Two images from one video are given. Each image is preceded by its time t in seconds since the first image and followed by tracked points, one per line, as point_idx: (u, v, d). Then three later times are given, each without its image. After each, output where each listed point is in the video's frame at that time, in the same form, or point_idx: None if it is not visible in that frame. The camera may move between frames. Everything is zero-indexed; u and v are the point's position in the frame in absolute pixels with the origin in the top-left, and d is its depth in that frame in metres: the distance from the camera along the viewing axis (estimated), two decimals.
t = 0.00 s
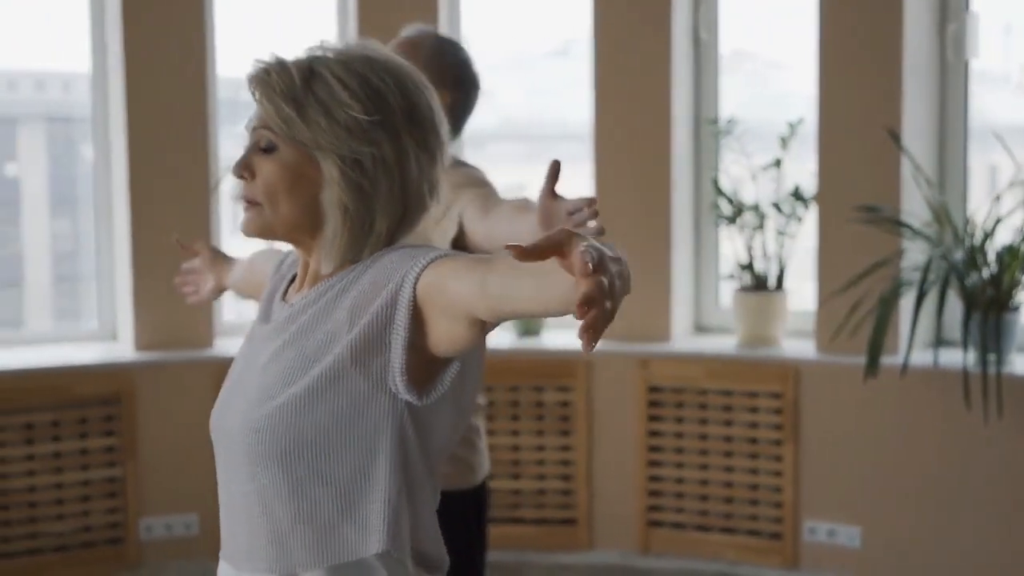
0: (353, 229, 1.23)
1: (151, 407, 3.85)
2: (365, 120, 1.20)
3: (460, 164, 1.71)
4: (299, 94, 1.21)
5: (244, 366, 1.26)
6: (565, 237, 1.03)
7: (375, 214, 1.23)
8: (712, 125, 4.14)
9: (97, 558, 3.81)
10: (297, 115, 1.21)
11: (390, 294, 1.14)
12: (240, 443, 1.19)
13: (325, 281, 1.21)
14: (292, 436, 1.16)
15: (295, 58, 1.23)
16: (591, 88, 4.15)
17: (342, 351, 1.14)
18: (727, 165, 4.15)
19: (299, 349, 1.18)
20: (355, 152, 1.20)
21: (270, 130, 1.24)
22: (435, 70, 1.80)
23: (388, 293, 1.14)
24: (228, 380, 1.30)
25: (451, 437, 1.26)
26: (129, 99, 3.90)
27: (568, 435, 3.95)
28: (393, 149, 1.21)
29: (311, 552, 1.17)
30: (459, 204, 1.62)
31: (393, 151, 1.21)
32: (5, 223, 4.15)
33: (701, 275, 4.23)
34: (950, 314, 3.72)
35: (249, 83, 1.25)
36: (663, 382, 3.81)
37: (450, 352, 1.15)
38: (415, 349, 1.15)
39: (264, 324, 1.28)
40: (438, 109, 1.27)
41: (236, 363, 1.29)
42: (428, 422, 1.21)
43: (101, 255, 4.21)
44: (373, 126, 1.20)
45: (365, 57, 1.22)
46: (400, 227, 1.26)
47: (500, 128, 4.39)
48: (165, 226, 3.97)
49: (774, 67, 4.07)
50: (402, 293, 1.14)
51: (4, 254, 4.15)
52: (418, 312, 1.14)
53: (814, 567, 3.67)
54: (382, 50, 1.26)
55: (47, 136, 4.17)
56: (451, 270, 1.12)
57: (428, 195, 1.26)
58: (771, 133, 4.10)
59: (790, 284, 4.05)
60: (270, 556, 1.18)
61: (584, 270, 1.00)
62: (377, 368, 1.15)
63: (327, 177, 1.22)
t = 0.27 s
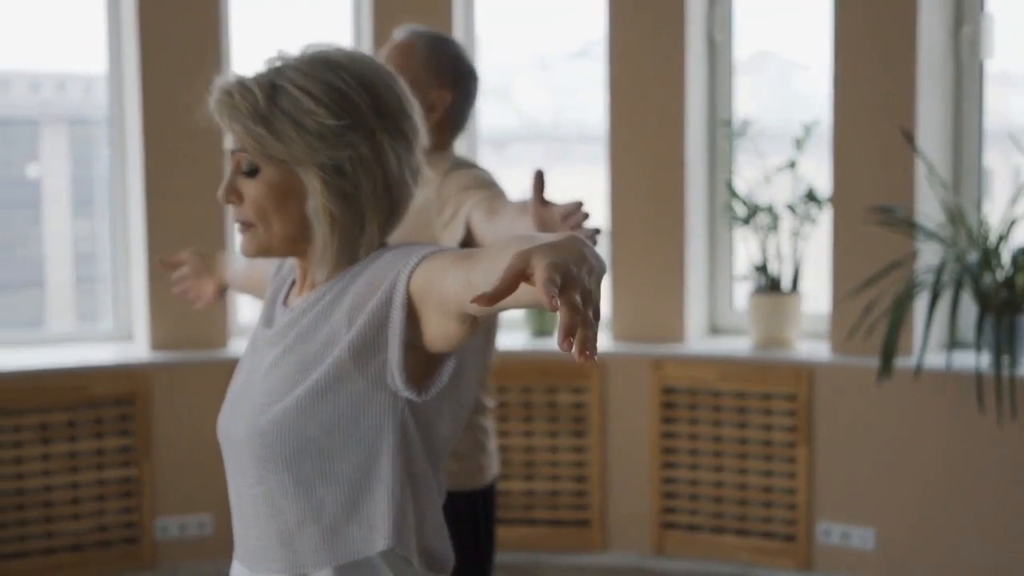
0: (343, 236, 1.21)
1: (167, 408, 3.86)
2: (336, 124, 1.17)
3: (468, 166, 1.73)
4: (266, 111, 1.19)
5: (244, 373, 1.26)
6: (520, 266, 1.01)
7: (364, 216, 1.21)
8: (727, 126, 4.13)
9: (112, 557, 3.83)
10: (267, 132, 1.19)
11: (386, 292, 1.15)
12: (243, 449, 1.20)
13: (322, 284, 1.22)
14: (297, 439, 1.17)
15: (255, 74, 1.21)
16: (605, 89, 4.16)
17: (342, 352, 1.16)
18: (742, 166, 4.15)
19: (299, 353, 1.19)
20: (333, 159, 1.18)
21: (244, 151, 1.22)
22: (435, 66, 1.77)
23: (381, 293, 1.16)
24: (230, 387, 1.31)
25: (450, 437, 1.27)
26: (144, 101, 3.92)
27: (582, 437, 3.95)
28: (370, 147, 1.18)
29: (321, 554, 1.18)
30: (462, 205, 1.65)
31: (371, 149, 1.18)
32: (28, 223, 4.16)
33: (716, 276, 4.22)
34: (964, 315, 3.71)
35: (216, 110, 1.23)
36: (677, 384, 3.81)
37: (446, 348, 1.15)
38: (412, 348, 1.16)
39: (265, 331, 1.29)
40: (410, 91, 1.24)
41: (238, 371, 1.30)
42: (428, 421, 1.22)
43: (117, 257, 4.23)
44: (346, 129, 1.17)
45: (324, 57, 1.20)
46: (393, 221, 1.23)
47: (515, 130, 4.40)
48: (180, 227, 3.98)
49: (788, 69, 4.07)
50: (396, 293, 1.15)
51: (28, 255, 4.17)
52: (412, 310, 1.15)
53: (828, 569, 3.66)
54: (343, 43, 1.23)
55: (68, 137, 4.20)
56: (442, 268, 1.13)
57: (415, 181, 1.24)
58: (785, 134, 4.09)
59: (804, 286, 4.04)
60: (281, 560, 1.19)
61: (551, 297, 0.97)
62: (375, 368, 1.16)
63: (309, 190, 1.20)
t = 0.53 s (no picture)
0: (333, 238, 1.25)
1: (184, 404, 3.88)
2: (307, 131, 1.20)
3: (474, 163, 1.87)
4: (237, 131, 1.22)
5: (251, 372, 1.30)
6: (498, 295, 1.01)
7: (352, 213, 1.25)
8: (743, 124, 4.14)
9: (130, 553, 3.85)
10: (242, 151, 1.22)
11: (381, 290, 1.18)
12: (251, 447, 1.24)
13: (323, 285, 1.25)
14: (303, 437, 1.20)
15: (217, 97, 1.24)
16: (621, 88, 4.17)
17: (341, 351, 1.19)
18: (758, 165, 4.15)
19: (303, 352, 1.23)
20: (310, 167, 1.21)
21: (224, 173, 1.25)
22: (429, 64, 1.93)
23: (376, 291, 1.19)
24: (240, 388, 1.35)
25: (452, 430, 1.30)
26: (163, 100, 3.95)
27: (598, 435, 3.96)
28: (345, 148, 1.22)
29: (328, 549, 1.21)
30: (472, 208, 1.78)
31: (345, 148, 1.22)
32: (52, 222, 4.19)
33: (732, 276, 4.22)
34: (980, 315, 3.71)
35: (189, 140, 1.26)
36: (692, 381, 3.82)
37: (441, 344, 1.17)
38: (408, 343, 1.18)
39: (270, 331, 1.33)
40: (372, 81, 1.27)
41: (245, 372, 1.33)
42: (429, 416, 1.25)
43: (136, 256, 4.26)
44: (318, 137, 1.20)
45: (281, 67, 1.23)
46: (381, 213, 1.28)
47: (532, 130, 4.41)
48: (198, 225, 4.00)
49: (804, 67, 4.07)
50: (390, 290, 1.17)
51: (58, 254, 4.19)
52: (407, 307, 1.17)
53: (844, 567, 3.66)
54: (296, 48, 1.26)
55: (96, 135, 4.22)
56: (433, 265, 1.15)
57: (394, 169, 1.28)
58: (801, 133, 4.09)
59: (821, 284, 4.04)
60: (290, 555, 1.22)
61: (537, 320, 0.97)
62: (374, 365, 1.19)
63: (292, 200, 1.23)
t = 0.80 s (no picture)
0: (320, 246, 1.22)
1: (201, 401, 3.91)
2: (282, 141, 1.17)
3: (485, 162, 1.90)
4: (213, 149, 1.18)
5: (253, 371, 1.30)
6: (493, 321, 1.00)
7: (338, 219, 1.22)
8: (760, 123, 4.13)
9: (148, 549, 3.87)
10: (219, 169, 1.18)
11: (376, 291, 1.17)
12: (255, 449, 1.24)
13: (319, 286, 1.25)
14: (305, 440, 1.20)
15: (189, 116, 1.20)
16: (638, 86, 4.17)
17: (339, 354, 1.18)
18: (775, 164, 4.15)
19: (304, 354, 1.22)
20: (289, 178, 1.17)
21: (205, 192, 1.21)
22: (422, 67, 1.93)
23: (372, 292, 1.18)
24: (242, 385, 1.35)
25: (453, 424, 1.30)
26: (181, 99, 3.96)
27: (614, 433, 3.96)
28: (322, 155, 1.18)
29: (333, 550, 1.22)
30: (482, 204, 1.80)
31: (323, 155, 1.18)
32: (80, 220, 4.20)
33: (750, 274, 4.22)
34: (998, 313, 3.70)
35: (167, 162, 1.22)
36: (709, 380, 3.82)
37: (433, 342, 1.17)
38: (403, 343, 1.18)
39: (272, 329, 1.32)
40: (344, 79, 1.24)
41: (248, 370, 1.33)
42: (429, 413, 1.24)
43: (155, 255, 4.28)
44: (294, 147, 1.17)
45: (248, 77, 1.19)
46: (367, 214, 1.24)
47: (549, 129, 4.42)
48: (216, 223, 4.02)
49: (821, 64, 4.07)
50: (384, 290, 1.17)
51: (85, 252, 4.21)
52: (400, 306, 1.17)
53: (860, 566, 3.66)
54: (262, 55, 1.22)
55: (122, 135, 4.24)
56: (419, 264, 1.15)
57: (375, 167, 1.24)
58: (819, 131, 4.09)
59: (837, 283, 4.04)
60: (297, 555, 1.23)
61: (535, 338, 0.96)
62: (371, 366, 1.18)
63: (276, 213, 1.20)
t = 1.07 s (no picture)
0: (311, 256, 1.23)
1: (216, 402, 3.93)
2: (264, 155, 1.17)
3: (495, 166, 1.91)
4: (197, 170, 1.18)
5: (257, 378, 1.31)
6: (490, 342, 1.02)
7: (327, 226, 1.22)
8: (775, 124, 4.13)
9: (163, 549, 3.89)
10: (205, 189, 1.18)
11: (372, 296, 1.19)
12: (259, 455, 1.25)
13: (316, 293, 1.26)
14: (307, 445, 1.21)
15: (172, 139, 1.20)
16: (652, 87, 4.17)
17: (338, 359, 1.19)
18: (789, 165, 4.15)
19: (305, 361, 1.24)
20: (272, 192, 1.18)
21: (194, 213, 1.22)
22: (415, 77, 1.92)
23: (368, 297, 1.19)
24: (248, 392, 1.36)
25: (456, 425, 1.30)
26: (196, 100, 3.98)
27: (628, 434, 3.97)
28: (305, 165, 1.18)
29: (337, 553, 1.23)
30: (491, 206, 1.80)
31: (307, 165, 1.18)
32: (104, 223, 4.21)
33: (764, 275, 4.22)
34: (1012, 314, 3.70)
35: (154, 187, 1.23)
36: (723, 381, 3.82)
37: (428, 343, 1.18)
38: (399, 346, 1.19)
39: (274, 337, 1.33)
40: (324, 85, 1.23)
41: (251, 378, 1.34)
42: (431, 416, 1.25)
43: (172, 255, 4.30)
44: (275, 160, 1.17)
45: (226, 94, 1.19)
46: (357, 217, 1.25)
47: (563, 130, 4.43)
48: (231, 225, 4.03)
49: (835, 65, 4.07)
50: (378, 295, 1.18)
51: (107, 252, 4.23)
52: (394, 309, 1.18)
53: (874, 568, 3.65)
54: (238, 69, 1.22)
55: (145, 135, 4.26)
56: (415, 271, 1.16)
57: (363, 169, 1.24)
58: (833, 132, 4.08)
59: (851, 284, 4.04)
60: (303, 559, 1.24)
61: (534, 347, 0.97)
62: (370, 371, 1.19)
63: (265, 227, 1.20)
